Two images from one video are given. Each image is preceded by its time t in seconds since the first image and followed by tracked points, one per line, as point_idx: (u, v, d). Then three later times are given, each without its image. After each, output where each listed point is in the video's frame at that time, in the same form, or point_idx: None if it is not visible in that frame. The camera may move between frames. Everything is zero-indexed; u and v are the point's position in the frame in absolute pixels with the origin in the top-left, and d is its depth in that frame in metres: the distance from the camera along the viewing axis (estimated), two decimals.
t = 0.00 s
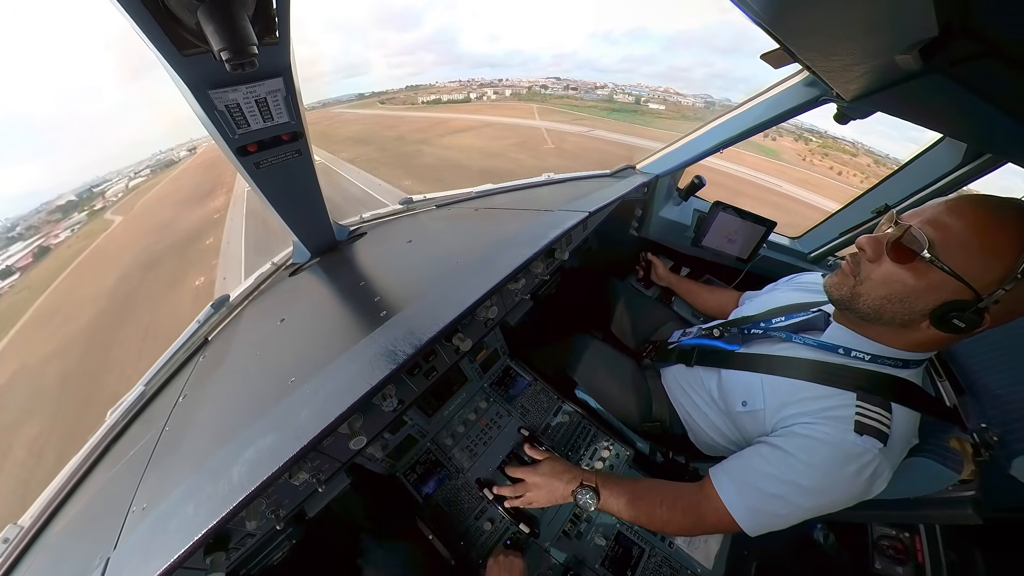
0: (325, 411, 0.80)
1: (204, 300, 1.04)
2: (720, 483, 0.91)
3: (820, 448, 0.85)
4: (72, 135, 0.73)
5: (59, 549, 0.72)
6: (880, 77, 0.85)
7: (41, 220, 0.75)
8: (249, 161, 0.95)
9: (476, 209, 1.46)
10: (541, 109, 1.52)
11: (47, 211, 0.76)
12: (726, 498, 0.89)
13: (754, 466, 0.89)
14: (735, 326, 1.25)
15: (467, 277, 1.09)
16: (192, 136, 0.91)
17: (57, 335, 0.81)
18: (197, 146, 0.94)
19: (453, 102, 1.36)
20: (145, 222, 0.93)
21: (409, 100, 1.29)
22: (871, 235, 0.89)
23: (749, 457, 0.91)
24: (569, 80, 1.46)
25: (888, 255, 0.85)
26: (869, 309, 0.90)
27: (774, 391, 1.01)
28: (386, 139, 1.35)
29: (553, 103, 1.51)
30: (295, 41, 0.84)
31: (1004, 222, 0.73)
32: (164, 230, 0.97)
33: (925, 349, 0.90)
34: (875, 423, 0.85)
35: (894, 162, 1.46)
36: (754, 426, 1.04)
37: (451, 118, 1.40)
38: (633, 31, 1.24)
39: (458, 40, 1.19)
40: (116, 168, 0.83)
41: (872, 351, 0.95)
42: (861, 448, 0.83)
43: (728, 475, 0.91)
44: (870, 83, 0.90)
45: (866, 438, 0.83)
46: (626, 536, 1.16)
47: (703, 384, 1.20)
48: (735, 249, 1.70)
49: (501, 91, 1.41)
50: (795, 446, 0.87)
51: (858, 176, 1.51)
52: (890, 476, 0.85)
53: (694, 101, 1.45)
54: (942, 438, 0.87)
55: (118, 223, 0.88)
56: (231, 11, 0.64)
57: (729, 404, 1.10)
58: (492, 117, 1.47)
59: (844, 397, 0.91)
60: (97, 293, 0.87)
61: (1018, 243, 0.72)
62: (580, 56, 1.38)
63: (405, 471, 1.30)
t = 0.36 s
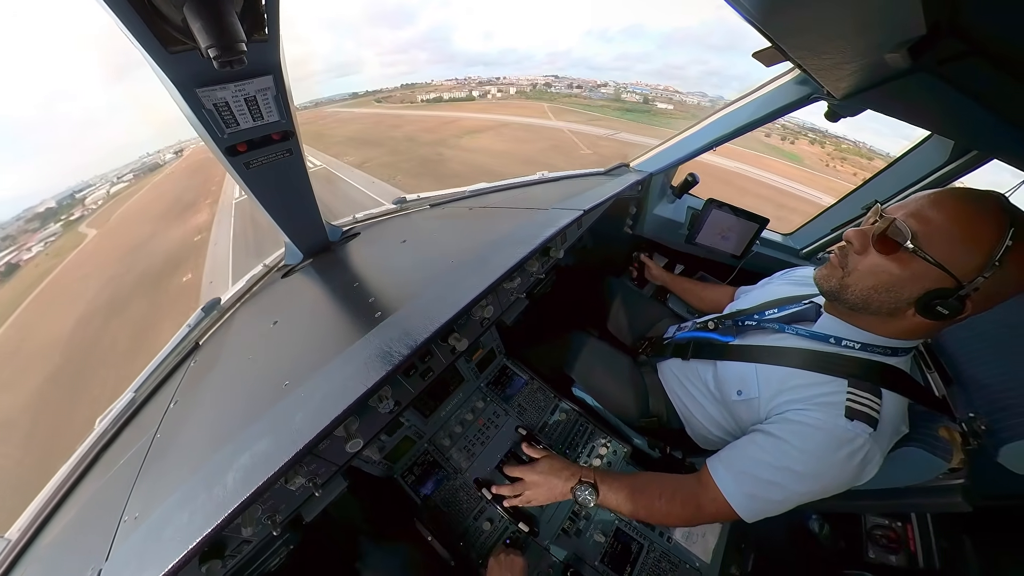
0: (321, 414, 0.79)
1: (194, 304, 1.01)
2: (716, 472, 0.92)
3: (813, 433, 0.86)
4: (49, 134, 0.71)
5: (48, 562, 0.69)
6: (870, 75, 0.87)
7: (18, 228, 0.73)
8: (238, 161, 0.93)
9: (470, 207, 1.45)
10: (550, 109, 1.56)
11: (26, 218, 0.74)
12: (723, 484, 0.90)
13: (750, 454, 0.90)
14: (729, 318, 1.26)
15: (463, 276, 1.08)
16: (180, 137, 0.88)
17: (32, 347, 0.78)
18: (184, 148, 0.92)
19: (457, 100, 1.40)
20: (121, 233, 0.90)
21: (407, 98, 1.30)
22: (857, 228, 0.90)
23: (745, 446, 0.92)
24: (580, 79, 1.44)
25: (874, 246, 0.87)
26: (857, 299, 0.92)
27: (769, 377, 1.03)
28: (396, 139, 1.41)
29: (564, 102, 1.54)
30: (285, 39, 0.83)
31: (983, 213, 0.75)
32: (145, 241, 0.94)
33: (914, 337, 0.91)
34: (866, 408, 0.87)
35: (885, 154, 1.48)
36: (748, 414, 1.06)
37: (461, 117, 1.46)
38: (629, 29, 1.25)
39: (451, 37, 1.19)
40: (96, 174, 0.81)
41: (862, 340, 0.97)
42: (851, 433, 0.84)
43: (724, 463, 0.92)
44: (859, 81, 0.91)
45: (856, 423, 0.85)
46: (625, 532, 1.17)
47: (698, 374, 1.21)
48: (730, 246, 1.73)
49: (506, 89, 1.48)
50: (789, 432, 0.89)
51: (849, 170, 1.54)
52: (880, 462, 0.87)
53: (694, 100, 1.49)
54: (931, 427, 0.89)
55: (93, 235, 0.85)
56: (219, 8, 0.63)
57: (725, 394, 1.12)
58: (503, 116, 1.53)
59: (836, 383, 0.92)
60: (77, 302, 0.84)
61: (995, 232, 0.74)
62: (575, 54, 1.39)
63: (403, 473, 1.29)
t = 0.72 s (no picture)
0: (318, 416, 0.78)
1: (185, 307, 1.00)
2: (713, 466, 0.93)
3: (806, 426, 0.88)
4: (32, 137, 0.68)
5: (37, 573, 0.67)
6: (860, 73, 0.88)
7: None
8: (228, 161, 0.91)
9: (464, 206, 1.45)
10: (558, 108, 1.55)
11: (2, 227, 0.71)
12: (719, 477, 0.91)
13: (746, 447, 0.91)
14: (725, 314, 1.27)
15: (458, 275, 1.08)
16: (169, 138, 0.87)
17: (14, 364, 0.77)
18: (171, 151, 0.91)
19: (458, 98, 1.40)
20: (98, 253, 0.88)
21: (405, 96, 1.28)
22: (851, 224, 0.91)
23: (740, 439, 0.93)
24: (586, 78, 1.44)
25: (867, 242, 0.88)
26: (850, 294, 0.93)
27: (762, 373, 1.04)
28: (408, 140, 1.38)
29: (575, 101, 1.54)
30: (274, 37, 0.81)
31: (973, 209, 0.77)
32: (127, 251, 0.91)
33: (905, 331, 0.93)
34: (858, 400, 0.88)
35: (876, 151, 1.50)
36: (744, 408, 1.07)
37: (472, 116, 1.46)
38: (626, 25, 1.25)
39: (445, 35, 1.17)
40: (79, 179, 0.78)
41: (854, 334, 0.98)
42: (845, 425, 0.86)
43: (721, 457, 0.93)
44: (850, 79, 0.92)
45: (849, 415, 0.87)
46: (624, 528, 1.17)
47: (695, 371, 1.23)
48: (723, 243, 1.74)
49: (510, 88, 1.46)
50: (784, 425, 0.90)
51: (840, 166, 1.55)
52: (872, 453, 0.88)
53: (686, 100, 1.50)
54: (922, 418, 0.91)
55: (65, 252, 0.82)
56: (206, 5, 0.61)
57: (721, 388, 1.13)
58: (508, 114, 1.51)
59: (830, 375, 0.94)
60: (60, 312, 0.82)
61: (985, 229, 0.76)
62: (571, 53, 1.36)
63: (400, 475, 1.28)
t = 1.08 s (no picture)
0: (317, 418, 0.78)
1: (180, 309, 0.99)
2: (711, 467, 0.94)
3: (805, 429, 0.88)
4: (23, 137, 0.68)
5: None
6: (854, 72, 0.88)
7: None
8: (222, 161, 0.90)
9: (460, 206, 1.45)
10: (575, 108, 1.58)
11: None
12: (717, 480, 0.92)
13: (744, 449, 0.92)
14: (721, 315, 1.28)
15: (455, 275, 1.08)
16: (163, 140, 0.86)
17: None
18: (162, 154, 0.90)
19: (463, 97, 1.41)
20: (81, 266, 0.85)
21: (406, 96, 1.27)
22: (848, 225, 0.92)
23: (739, 442, 0.94)
24: (594, 77, 1.46)
25: (865, 244, 0.89)
26: (847, 296, 0.94)
27: (761, 377, 1.04)
28: (427, 141, 1.43)
29: (590, 100, 1.55)
30: (268, 36, 0.80)
31: (970, 210, 0.78)
32: (116, 254, 0.90)
33: (900, 333, 0.94)
34: (855, 403, 0.89)
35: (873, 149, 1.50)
36: (741, 411, 1.08)
37: (488, 115, 1.49)
38: (625, 25, 1.24)
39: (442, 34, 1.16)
40: (69, 181, 0.79)
41: (851, 336, 0.99)
42: (842, 427, 0.87)
43: (718, 458, 0.94)
44: (844, 78, 0.93)
45: (846, 417, 0.88)
46: (624, 526, 1.18)
47: (693, 371, 1.24)
48: (720, 241, 1.76)
49: (517, 87, 1.46)
50: (781, 428, 0.91)
51: (836, 165, 1.57)
52: (870, 453, 0.89)
53: (681, 98, 1.49)
54: (917, 416, 0.92)
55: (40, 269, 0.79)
56: (199, 3, 0.61)
57: (718, 391, 1.14)
58: (519, 113, 1.54)
59: (827, 378, 0.95)
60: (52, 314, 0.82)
61: (981, 232, 0.77)
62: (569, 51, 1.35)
63: (399, 475, 1.28)
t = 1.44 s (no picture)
0: (318, 417, 0.78)
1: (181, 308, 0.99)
2: (713, 455, 0.94)
3: (804, 414, 0.89)
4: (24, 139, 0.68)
5: None
6: (856, 68, 0.88)
7: None
8: (222, 160, 0.90)
9: (460, 205, 1.46)
10: (600, 109, 1.56)
11: None
12: (719, 467, 0.92)
13: (744, 437, 0.92)
14: (723, 308, 1.27)
15: (455, 273, 1.08)
16: (163, 139, 0.86)
17: None
18: (160, 155, 0.90)
19: (474, 97, 1.39)
20: (78, 267, 0.83)
21: (412, 94, 1.25)
22: (843, 215, 0.92)
23: (739, 429, 0.94)
24: (606, 77, 1.45)
25: (859, 232, 0.89)
26: (843, 283, 0.94)
27: (761, 364, 1.05)
28: (444, 142, 1.40)
29: (608, 101, 1.54)
30: (266, 35, 0.80)
31: (958, 200, 0.78)
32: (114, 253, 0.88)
33: (899, 318, 0.94)
34: (855, 388, 0.89)
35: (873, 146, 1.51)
36: (742, 399, 1.08)
37: (511, 116, 1.47)
38: (627, 24, 1.23)
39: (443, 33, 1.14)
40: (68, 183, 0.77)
41: (849, 324, 0.99)
42: (843, 412, 0.87)
43: (722, 446, 0.94)
44: (846, 75, 0.92)
45: (846, 402, 0.88)
46: (624, 523, 1.19)
47: (694, 365, 1.24)
48: (721, 239, 1.76)
49: (533, 87, 1.43)
50: (783, 414, 0.91)
51: (839, 162, 1.56)
52: (870, 440, 0.90)
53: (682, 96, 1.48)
54: (916, 412, 0.92)
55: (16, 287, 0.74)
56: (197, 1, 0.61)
57: (719, 380, 1.14)
58: (542, 115, 1.51)
59: (830, 365, 0.95)
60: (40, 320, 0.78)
61: (971, 215, 0.76)
62: (572, 50, 1.34)
63: (401, 473, 1.29)
